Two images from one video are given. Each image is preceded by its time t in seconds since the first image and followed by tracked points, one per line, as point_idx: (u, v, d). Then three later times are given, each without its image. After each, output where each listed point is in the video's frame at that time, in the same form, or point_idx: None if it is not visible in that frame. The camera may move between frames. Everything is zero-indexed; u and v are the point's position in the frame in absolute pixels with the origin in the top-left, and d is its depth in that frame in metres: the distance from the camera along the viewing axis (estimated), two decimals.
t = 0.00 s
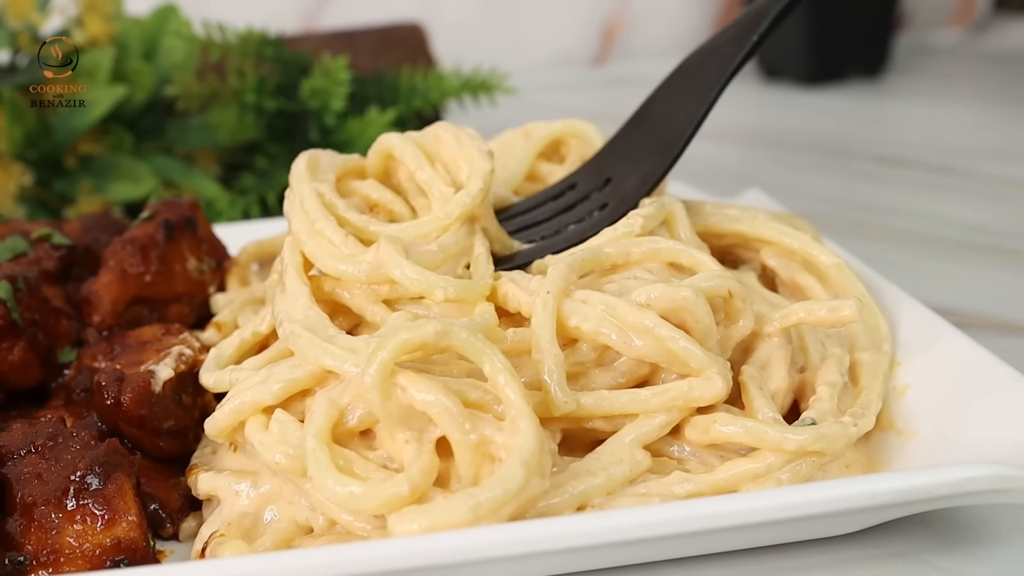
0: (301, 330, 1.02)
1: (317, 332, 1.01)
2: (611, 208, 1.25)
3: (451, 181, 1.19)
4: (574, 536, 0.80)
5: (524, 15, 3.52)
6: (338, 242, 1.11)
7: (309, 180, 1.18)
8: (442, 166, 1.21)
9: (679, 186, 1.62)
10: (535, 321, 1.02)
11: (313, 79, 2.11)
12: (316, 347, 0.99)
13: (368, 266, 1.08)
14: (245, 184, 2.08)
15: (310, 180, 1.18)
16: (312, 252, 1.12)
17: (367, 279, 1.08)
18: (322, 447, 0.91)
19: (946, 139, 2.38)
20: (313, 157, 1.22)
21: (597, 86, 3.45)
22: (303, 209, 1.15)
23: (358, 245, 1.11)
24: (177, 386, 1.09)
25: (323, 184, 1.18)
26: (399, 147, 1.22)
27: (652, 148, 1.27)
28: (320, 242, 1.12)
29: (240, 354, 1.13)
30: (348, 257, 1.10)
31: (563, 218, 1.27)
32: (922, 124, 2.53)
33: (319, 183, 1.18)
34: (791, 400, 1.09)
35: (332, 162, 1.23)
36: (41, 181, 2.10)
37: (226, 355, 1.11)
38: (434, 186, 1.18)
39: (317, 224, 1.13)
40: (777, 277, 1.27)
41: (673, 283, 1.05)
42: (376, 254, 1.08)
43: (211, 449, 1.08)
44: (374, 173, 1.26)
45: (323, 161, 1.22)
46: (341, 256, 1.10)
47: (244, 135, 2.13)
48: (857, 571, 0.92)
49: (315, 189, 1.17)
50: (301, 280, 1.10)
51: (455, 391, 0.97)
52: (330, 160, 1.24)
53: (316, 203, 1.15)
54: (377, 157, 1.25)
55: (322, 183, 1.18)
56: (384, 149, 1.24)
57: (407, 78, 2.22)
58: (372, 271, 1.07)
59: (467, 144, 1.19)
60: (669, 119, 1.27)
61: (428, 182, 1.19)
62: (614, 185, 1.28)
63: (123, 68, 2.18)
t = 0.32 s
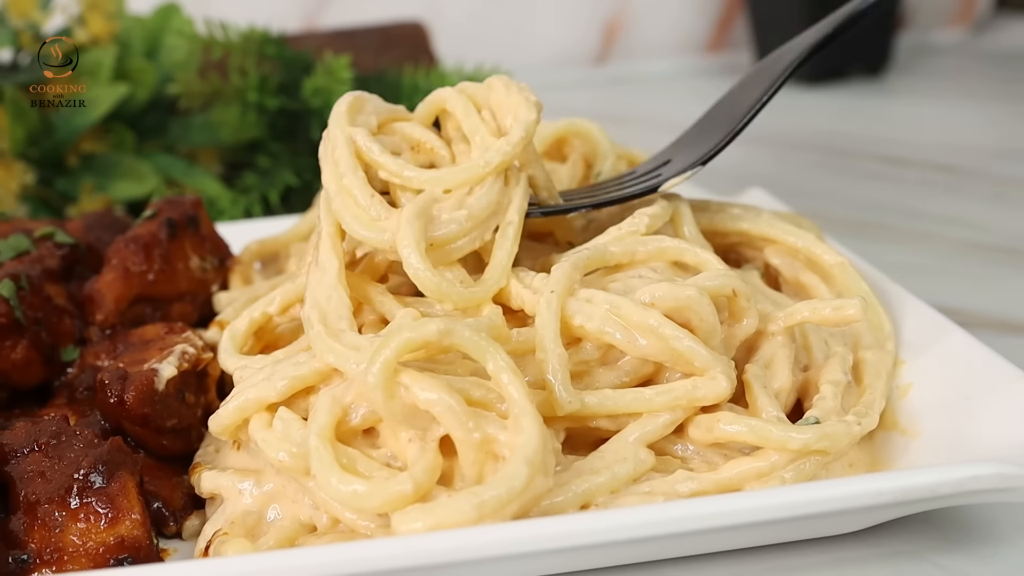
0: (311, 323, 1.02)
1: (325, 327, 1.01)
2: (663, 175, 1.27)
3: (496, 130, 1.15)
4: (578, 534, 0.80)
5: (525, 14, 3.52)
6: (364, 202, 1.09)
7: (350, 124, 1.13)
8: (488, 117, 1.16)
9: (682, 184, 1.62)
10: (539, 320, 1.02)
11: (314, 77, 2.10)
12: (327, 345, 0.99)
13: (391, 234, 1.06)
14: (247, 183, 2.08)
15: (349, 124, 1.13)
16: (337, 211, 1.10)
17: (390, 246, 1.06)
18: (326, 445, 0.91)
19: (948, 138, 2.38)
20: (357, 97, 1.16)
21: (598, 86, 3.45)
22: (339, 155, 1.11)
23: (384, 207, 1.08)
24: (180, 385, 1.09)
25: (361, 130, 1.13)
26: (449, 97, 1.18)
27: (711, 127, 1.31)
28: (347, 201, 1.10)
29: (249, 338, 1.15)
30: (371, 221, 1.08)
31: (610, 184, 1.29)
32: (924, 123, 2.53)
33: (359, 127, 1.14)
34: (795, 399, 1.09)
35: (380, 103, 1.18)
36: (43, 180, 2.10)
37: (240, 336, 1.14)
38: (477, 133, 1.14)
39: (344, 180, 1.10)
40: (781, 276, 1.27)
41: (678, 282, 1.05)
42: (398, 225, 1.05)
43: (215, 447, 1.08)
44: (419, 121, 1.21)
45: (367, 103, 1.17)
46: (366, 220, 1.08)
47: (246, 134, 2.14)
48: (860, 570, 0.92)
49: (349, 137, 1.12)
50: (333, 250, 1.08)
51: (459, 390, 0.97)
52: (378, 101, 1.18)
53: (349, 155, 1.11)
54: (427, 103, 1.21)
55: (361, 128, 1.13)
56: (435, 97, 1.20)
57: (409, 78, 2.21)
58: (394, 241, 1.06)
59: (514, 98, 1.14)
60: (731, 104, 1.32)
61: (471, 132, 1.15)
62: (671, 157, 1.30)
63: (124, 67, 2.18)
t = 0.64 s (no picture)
0: (307, 287, 1.04)
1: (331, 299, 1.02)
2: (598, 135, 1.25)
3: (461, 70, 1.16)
4: (582, 535, 0.80)
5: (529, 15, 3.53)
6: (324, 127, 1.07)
7: (310, 62, 1.12)
8: (453, 59, 1.17)
9: (683, 185, 1.63)
10: (541, 321, 1.02)
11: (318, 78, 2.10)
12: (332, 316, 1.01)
13: (352, 154, 1.04)
14: (250, 183, 2.08)
15: (308, 62, 1.12)
16: (294, 138, 1.07)
17: (351, 168, 1.04)
18: (330, 445, 0.91)
19: (950, 139, 2.38)
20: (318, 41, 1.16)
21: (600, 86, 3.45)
22: (297, 86, 1.09)
23: (344, 132, 1.06)
24: (184, 385, 1.09)
25: (320, 68, 1.12)
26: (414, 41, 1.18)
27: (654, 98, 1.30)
28: (305, 128, 1.07)
29: (248, 335, 1.16)
30: (333, 145, 1.05)
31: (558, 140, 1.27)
32: (927, 124, 2.53)
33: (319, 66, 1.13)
34: (797, 399, 1.09)
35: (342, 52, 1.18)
36: (46, 181, 2.11)
37: (240, 334, 1.14)
38: (438, 73, 1.15)
39: (301, 109, 1.08)
40: (783, 277, 1.28)
41: (680, 283, 1.05)
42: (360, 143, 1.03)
43: (218, 448, 1.08)
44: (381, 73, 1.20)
45: (327, 49, 1.15)
46: (328, 144, 1.06)
47: (249, 135, 2.14)
48: (862, 571, 0.92)
49: (308, 71, 1.10)
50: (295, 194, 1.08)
51: (463, 390, 0.97)
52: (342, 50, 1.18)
53: (307, 85, 1.09)
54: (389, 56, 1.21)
55: (319, 66, 1.12)
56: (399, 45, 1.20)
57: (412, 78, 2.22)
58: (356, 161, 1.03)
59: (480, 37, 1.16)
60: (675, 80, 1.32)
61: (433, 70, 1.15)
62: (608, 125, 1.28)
63: (128, 67, 2.18)
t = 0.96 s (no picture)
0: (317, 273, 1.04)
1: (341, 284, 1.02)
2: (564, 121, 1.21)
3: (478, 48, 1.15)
4: (600, 533, 0.80)
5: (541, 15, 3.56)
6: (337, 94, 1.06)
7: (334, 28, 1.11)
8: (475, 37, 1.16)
9: (699, 184, 1.63)
10: (560, 319, 1.02)
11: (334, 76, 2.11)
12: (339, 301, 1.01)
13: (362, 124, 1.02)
14: (265, 182, 2.09)
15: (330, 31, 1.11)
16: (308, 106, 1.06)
17: (359, 138, 1.02)
18: (349, 443, 0.91)
19: (964, 140, 2.38)
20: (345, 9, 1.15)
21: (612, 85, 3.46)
22: (318, 50, 1.08)
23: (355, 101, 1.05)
24: (202, 382, 1.09)
25: (343, 36, 1.11)
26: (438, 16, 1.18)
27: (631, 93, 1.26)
28: (318, 97, 1.06)
29: (265, 334, 1.15)
30: (344, 114, 1.04)
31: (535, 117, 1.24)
32: (940, 124, 2.53)
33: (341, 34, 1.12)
34: (815, 399, 1.09)
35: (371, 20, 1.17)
36: (60, 178, 2.11)
37: (256, 332, 1.14)
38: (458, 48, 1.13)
39: (317, 77, 1.07)
40: (800, 276, 1.28)
41: (698, 282, 1.05)
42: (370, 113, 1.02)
43: (235, 445, 1.08)
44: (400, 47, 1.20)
45: (351, 17, 1.14)
46: (338, 112, 1.05)
47: (266, 131, 2.15)
48: (881, 570, 0.92)
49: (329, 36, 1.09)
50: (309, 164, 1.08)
51: (482, 388, 0.97)
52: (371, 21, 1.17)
53: (327, 48, 1.08)
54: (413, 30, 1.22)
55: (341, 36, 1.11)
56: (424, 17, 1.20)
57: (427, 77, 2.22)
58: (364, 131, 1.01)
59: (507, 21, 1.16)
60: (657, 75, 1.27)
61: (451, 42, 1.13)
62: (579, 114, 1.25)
63: (144, 65, 2.21)
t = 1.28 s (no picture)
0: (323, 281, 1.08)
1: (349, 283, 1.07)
2: (552, 135, 1.25)
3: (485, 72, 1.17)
4: (614, 533, 0.80)
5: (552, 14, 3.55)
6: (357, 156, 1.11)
7: (346, 66, 1.13)
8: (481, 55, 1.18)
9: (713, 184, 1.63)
10: (572, 317, 1.02)
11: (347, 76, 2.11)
12: (346, 302, 1.06)
13: (382, 199, 1.08)
14: (277, 181, 2.09)
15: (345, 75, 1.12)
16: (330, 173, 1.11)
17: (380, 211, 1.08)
18: (364, 440, 0.91)
19: (976, 140, 2.37)
20: (356, 25, 1.14)
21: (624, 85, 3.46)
22: (336, 109, 1.11)
23: (375, 168, 1.10)
24: (215, 381, 1.10)
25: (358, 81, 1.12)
26: (446, 18, 1.18)
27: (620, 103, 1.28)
28: (339, 163, 1.11)
29: (277, 333, 1.16)
30: (363, 185, 1.09)
31: (524, 121, 1.28)
32: (951, 124, 2.53)
33: (354, 70, 1.14)
34: (828, 399, 1.09)
35: (383, 20, 1.17)
36: (74, 176, 2.13)
37: (269, 331, 1.14)
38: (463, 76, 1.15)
39: (337, 143, 1.11)
40: (813, 276, 1.28)
41: (710, 281, 1.05)
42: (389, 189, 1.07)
43: (249, 444, 1.09)
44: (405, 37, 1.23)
45: (364, 37, 1.15)
46: (357, 181, 1.09)
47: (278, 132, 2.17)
48: (895, 570, 0.92)
49: (346, 87, 1.11)
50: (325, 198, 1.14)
51: (497, 387, 0.97)
52: (382, 26, 1.17)
53: (343, 105, 1.11)
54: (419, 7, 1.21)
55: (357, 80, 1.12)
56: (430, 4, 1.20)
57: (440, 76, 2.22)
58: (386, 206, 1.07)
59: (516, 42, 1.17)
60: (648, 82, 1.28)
61: (457, 72, 1.15)
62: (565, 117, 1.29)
63: (157, 65, 2.22)
